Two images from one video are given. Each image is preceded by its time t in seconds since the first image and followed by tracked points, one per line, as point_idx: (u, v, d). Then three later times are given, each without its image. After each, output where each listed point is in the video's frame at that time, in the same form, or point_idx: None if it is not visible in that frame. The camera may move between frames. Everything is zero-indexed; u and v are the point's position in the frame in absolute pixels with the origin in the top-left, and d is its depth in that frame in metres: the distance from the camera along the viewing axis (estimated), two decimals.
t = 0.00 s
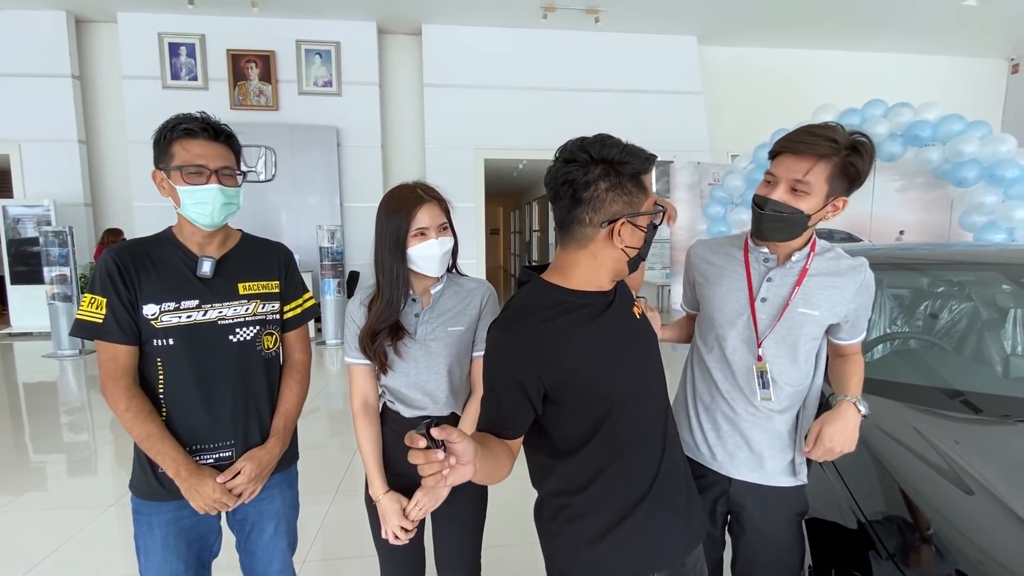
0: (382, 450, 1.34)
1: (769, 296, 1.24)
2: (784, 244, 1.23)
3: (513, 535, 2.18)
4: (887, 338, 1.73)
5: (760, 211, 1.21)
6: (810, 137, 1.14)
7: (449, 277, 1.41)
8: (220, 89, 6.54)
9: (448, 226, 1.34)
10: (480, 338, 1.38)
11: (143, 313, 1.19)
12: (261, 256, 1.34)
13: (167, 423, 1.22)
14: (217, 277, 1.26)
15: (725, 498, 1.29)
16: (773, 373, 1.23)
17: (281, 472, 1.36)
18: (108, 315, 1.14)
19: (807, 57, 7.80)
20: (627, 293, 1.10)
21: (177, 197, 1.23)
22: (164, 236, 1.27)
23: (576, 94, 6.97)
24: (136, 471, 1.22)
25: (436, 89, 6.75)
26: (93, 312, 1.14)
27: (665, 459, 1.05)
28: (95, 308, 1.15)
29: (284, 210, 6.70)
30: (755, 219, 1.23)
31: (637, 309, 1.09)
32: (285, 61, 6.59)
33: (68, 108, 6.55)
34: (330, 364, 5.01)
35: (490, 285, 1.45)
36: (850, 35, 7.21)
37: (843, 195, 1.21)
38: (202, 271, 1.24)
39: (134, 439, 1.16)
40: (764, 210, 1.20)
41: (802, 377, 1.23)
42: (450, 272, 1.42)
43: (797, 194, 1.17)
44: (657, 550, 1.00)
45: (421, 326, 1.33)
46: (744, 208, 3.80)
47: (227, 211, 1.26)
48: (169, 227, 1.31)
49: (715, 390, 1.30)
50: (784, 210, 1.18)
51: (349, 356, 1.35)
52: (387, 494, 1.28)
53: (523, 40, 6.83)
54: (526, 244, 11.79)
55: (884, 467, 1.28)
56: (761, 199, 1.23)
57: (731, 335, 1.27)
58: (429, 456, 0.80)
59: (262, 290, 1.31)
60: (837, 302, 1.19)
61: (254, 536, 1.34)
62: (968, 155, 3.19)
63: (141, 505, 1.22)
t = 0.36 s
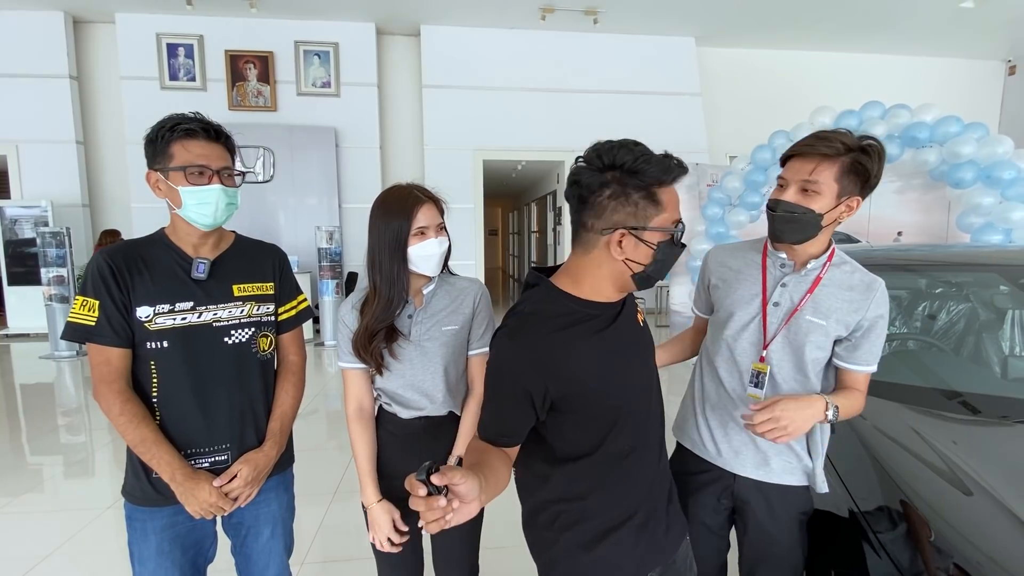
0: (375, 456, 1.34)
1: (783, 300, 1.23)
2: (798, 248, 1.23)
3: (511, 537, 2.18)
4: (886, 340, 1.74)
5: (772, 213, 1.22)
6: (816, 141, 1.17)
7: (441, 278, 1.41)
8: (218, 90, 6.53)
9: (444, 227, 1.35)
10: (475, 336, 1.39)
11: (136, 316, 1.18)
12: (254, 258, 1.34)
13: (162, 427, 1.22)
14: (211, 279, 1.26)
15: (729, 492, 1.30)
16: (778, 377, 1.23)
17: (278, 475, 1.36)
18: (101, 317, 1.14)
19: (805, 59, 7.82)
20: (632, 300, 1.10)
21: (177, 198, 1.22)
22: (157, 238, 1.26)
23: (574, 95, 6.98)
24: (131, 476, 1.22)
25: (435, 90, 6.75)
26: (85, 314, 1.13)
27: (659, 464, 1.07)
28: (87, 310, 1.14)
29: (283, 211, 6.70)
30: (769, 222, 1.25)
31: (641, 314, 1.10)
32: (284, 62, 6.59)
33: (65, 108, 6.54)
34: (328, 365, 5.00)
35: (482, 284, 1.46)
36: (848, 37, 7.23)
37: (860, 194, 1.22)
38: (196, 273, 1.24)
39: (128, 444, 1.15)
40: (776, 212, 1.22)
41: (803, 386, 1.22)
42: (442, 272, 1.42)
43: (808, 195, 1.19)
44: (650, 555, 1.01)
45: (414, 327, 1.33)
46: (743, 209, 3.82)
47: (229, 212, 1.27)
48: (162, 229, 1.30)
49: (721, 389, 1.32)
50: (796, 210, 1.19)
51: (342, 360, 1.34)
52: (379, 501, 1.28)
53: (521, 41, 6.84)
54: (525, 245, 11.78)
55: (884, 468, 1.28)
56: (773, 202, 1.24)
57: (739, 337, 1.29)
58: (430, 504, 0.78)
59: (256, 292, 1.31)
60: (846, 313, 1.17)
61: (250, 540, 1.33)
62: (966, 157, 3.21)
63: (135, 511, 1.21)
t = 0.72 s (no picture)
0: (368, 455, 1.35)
1: (797, 304, 1.24)
2: (817, 253, 1.22)
3: (510, 538, 2.18)
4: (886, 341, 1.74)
5: (795, 215, 1.22)
6: (848, 143, 1.16)
7: (438, 280, 1.41)
8: (217, 90, 6.52)
9: (440, 226, 1.35)
10: (472, 341, 1.38)
11: (132, 318, 1.18)
12: (248, 259, 1.34)
13: (159, 430, 1.21)
14: (207, 281, 1.26)
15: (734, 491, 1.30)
16: (795, 383, 1.23)
17: (276, 476, 1.36)
18: (96, 320, 1.13)
19: (804, 60, 7.83)
20: (642, 307, 1.07)
21: (178, 198, 1.21)
22: (151, 239, 1.26)
23: (573, 96, 6.98)
24: (128, 479, 1.21)
25: (434, 91, 6.75)
26: (79, 317, 1.13)
27: (657, 471, 1.06)
28: (81, 313, 1.13)
29: (282, 212, 6.70)
30: (788, 223, 1.24)
31: (648, 324, 1.06)
32: (283, 62, 6.58)
33: (64, 109, 6.53)
34: (327, 366, 5.00)
35: (480, 287, 1.45)
36: (846, 38, 7.25)
37: (878, 199, 1.22)
38: (192, 275, 1.24)
39: (125, 447, 1.14)
40: (798, 213, 1.21)
41: (812, 389, 1.23)
42: (440, 275, 1.42)
43: (833, 198, 1.18)
44: (634, 556, 1.02)
45: (410, 329, 1.32)
46: (741, 209, 3.83)
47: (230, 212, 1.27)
48: (156, 230, 1.29)
49: (728, 390, 1.30)
50: (820, 213, 1.18)
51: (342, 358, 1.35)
52: (367, 500, 1.31)
53: (520, 42, 6.84)
54: (524, 246, 11.78)
55: (885, 470, 1.28)
56: (794, 203, 1.24)
57: (752, 340, 1.27)
58: (414, 416, 0.86)
59: (252, 293, 1.32)
60: (860, 319, 1.19)
61: (248, 541, 1.33)
62: (962, 158, 3.22)
63: (132, 514, 1.21)
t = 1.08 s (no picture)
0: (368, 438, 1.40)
1: (777, 300, 1.23)
2: (787, 244, 1.24)
3: (511, 536, 2.19)
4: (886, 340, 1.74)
5: (762, 205, 1.21)
6: (813, 130, 1.18)
7: (453, 279, 1.43)
8: (216, 91, 6.51)
9: (444, 224, 1.36)
10: (473, 342, 1.35)
11: (134, 316, 1.18)
12: (251, 257, 1.35)
13: (161, 428, 1.21)
14: (209, 279, 1.26)
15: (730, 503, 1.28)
16: (781, 382, 1.22)
17: (277, 474, 1.36)
18: (98, 318, 1.13)
19: (803, 61, 7.85)
20: (652, 313, 1.08)
21: (180, 196, 1.21)
22: (153, 237, 1.26)
23: (572, 97, 6.99)
24: (129, 477, 1.21)
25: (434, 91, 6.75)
26: (81, 315, 1.13)
27: (663, 476, 1.07)
28: (83, 311, 1.13)
29: (281, 212, 6.70)
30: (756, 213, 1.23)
31: (649, 333, 1.06)
32: (283, 63, 6.58)
33: (63, 109, 6.53)
34: (327, 366, 5.00)
35: (491, 290, 1.44)
36: (846, 39, 7.26)
37: (847, 187, 1.22)
38: (194, 273, 1.24)
39: (127, 445, 1.15)
40: (765, 203, 1.20)
41: (803, 380, 1.21)
42: (453, 275, 1.43)
43: (801, 184, 1.18)
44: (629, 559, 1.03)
45: (414, 322, 1.36)
46: (740, 210, 3.84)
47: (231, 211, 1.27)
48: (157, 228, 1.29)
49: (720, 393, 1.30)
50: (787, 201, 1.18)
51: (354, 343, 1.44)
52: (364, 479, 1.33)
53: (520, 43, 6.85)
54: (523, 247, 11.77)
55: (890, 473, 1.27)
56: (761, 193, 1.23)
57: (738, 342, 1.26)
58: (418, 377, 0.99)
59: (255, 291, 1.32)
60: (844, 307, 1.18)
61: (251, 539, 1.33)
62: (962, 158, 3.25)
63: (134, 512, 1.21)
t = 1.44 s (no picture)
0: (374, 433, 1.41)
1: (767, 303, 1.18)
2: (782, 246, 1.18)
3: (512, 535, 2.19)
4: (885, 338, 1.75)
5: (754, 204, 1.16)
6: (804, 123, 1.11)
7: (458, 277, 1.44)
8: (216, 91, 6.51)
9: (451, 224, 1.36)
10: (474, 340, 1.36)
11: (138, 312, 1.19)
12: (253, 255, 1.35)
13: (164, 425, 1.22)
14: (213, 275, 1.26)
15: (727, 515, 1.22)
16: (767, 387, 1.16)
17: (279, 471, 1.36)
18: (102, 314, 1.14)
19: (802, 62, 7.87)
20: (627, 319, 1.08)
21: (183, 195, 1.22)
22: (156, 234, 1.27)
23: (572, 97, 7.00)
24: (132, 473, 1.22)
25: (434, 91, 6.76)
26: (85, 312, 1.13)
27: (653, 476, 1.07)
28: (87, 307, 1.14)
29: (281, 212, 6.70)
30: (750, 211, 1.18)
31: (622, 343, 1.06)
32: (282, 63, 6.59)
33: (62, 110, 6.53)
34: (326, 366, 5.00)
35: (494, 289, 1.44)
36: (845, 39, 7.27)
37: (846, 180, 1.15)
38: (197, 269, 1.24)
39: (129, 441, 1.15)
40: (757, 202, 1.15)
41: (794, 393, 1.14)
42: (457, 274, 1.44)
43: (794, 181, 1.13)
44: (626, 558, 1.05)
45: (417, 320, 1.37)
46: (739, 210, 3.85)
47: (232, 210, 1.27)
48: (160, 225, 1.30)
49: (710, 399, 1.26)
50: (781, 200, 1.13)
51: (360, 337, 1.46)
52: (371, 474, 1.33)
53: (519, 43, 6.86)
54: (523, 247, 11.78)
55: (891, 472, 1.27)
56: (755, 191, 1.18)
57: (728, 344, 1.23)
58: (402, 401, 1.07)
59: (258, 289, 1.32)
60: (840, 316, 1.10)
61: (252, 536, 1.33)
62: (960, 157, 3.25)
63: (137, 508, 1.21)
